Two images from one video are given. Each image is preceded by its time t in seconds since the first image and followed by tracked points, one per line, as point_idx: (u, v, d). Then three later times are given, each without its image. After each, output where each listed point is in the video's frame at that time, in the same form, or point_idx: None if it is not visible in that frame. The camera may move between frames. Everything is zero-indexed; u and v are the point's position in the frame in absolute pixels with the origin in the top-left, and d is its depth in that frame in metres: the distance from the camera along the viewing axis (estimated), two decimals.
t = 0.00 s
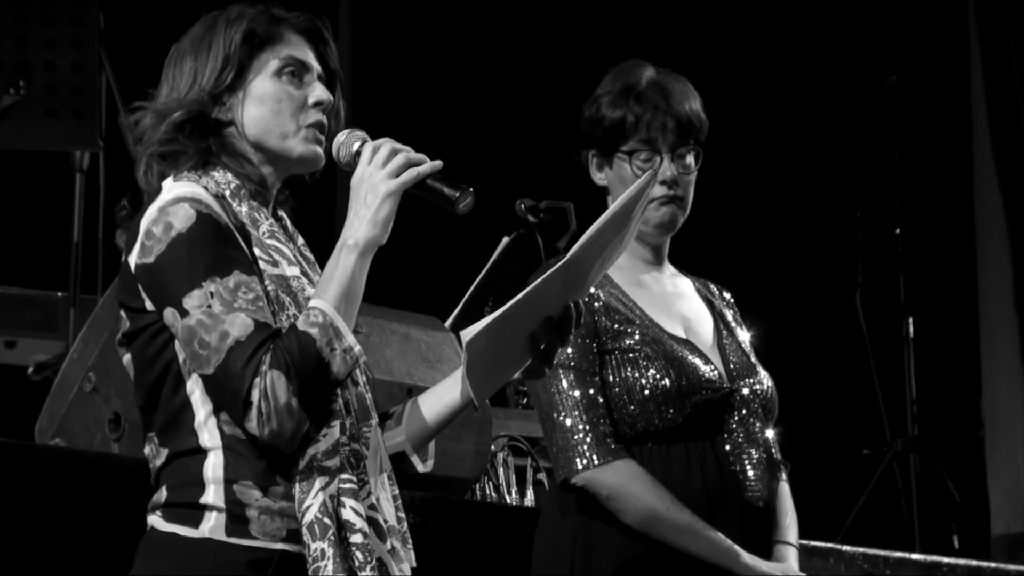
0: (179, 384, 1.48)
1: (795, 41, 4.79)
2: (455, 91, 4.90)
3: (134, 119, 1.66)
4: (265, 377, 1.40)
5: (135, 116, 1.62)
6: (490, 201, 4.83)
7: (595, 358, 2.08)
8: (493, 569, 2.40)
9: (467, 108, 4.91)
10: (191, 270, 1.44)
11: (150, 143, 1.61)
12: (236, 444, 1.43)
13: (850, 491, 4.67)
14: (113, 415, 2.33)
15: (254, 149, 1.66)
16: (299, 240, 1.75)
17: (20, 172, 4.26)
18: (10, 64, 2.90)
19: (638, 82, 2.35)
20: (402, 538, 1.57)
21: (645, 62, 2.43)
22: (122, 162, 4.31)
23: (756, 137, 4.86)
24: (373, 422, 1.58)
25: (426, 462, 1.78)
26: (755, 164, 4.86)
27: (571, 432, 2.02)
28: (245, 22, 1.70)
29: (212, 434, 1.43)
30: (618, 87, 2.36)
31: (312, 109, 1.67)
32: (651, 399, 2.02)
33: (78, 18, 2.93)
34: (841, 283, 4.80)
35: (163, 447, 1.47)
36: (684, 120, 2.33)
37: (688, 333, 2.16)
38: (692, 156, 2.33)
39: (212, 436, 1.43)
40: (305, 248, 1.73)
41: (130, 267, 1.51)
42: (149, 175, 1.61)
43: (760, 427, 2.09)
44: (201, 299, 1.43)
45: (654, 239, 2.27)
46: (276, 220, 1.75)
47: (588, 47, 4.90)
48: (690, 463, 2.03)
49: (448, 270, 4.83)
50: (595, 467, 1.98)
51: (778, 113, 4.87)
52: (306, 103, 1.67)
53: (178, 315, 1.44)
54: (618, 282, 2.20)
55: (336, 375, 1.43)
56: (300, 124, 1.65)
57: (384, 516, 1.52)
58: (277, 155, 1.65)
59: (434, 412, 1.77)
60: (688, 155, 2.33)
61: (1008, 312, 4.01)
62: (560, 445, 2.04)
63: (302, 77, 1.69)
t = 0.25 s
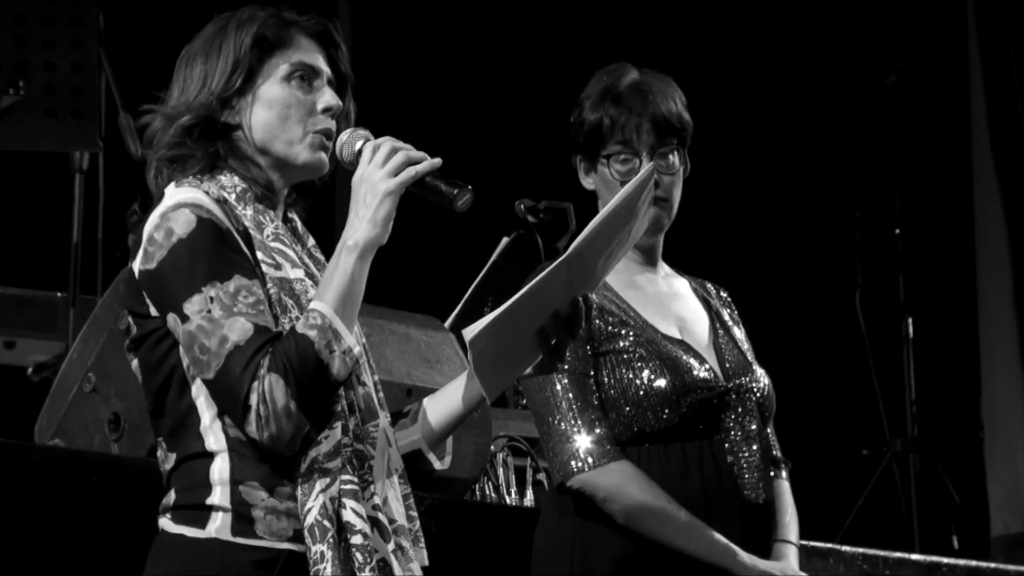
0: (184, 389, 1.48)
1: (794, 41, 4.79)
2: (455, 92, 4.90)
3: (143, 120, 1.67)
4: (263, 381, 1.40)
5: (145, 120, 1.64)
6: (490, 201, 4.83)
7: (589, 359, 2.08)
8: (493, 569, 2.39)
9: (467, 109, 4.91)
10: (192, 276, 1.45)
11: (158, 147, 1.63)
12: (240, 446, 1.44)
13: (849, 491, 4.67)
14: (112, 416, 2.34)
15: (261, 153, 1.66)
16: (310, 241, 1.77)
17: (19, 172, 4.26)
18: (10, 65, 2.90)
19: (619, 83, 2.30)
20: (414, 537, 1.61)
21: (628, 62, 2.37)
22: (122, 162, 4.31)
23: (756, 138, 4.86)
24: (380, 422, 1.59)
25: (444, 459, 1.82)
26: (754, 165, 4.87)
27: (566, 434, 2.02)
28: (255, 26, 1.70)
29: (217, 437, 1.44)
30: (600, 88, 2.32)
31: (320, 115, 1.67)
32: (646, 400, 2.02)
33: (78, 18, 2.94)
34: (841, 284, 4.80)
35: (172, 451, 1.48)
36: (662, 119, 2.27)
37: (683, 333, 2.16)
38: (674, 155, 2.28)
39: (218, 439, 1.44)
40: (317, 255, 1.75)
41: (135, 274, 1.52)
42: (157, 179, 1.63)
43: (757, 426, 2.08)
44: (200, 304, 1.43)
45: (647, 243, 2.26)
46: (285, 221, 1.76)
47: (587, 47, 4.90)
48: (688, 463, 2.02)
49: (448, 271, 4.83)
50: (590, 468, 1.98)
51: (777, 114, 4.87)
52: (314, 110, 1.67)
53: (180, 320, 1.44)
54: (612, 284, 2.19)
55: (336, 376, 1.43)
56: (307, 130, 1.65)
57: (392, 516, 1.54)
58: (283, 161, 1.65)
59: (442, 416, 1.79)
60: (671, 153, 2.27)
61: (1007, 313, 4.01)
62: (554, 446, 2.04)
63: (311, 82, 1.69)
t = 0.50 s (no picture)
0: (194, 396, 1.51)
1: (794, 41, 4.79)
2: (454, 92, 4.90)
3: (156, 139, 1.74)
4: (259, 387, 1.41)
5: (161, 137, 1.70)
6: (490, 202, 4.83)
7: (586, 361, 2.08)
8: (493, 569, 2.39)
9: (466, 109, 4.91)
10: (194, 285, 1.47)
11: (173, 163, 1.69)
12: (246, 451, 1.45)
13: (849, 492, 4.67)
14: (111, 416, 2.32)
15: (273, 161, 1.71)
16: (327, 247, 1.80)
17: (18, 173, 4.26)
18: (9, 65, 2.89)
19: (613, 85, 2.30)
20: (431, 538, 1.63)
21: (623, 64, 2.37)
22: (122, 163, 4.31)
23: (755, 138, 4.86)
24: (389, 422, 1.60)
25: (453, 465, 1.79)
26: (754, 166, 4.87)
27: (564, 434, 2.02)
28: (261, 35, 1.75)
29: (226, 443, 1.46)
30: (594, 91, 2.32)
31: (329, 117, 1.70)
32: (644, 401, 2.03)
33: (77, 18, 2.93)
34: (841, 284, 4.80)
35: (186, 458, 1.50)
36: (655, 119, 2.26)
37: (681, 334, 2.16)
38: (669, 155, 2.28)
39: (226, 444, 1.45)
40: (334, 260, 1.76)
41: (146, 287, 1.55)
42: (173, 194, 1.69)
43: (755, 426, 2.08)
44: (201, 313, 1.46)
45: (643, 243, 2.25)
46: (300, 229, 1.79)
47: (587, 47, 4.90)
48: (685, 463, 2.02)
49: (447, 271, 4.83)
50: (588, 468, 1.98)
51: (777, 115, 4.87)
52: (323, 113, 1.70)
53: (183, 329, 1.47)
54: (610, 285, 2.18)
55: (333, 379, 1.44)
56: (316, 134, 1.69)
57: (405, 514, 1.57)
58: (296, 166, 1.69)
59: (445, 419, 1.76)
60: (665, 154, 2.27)
61: (1006, 314, 4.00)
62: (552, 447, 2.04)
63: (318, 86, 1.73)
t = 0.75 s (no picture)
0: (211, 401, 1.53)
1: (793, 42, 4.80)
2: (454, 92, 4.90)
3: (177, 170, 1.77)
4: (256, 388, 1.42)
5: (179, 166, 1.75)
6: (489, 202, 4.83)
7: (586, 361, 2.08)
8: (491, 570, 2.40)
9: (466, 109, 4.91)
10: (202, 292, 1.49)
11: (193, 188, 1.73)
12: (256, 455, 1.47)
13: (848, 492, 4.67)
14: (110, 417, 2.32)
15: (288, 170, 1.73)
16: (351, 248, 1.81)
17: (17, 173, 4.25)
18: (9, 64, 2.88)
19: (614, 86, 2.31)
20: (449, 537, 1.66)
21: (623, 64, 2.38)
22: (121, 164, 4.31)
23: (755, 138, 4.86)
24: (402, 422, 1.60)
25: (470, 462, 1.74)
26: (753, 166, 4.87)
27: (562, 435, 2.02)
28: (258, 49, 1.79)
29: (236, 447, 1.47)
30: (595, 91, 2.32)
31: (334, 114, 1.73)
32: (643, 401, 2.03)
33: (76, 18, 2.94)
34: (840, 284, 4.80)
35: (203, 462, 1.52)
36: (655, 120, 2.26)
37: (680, 334, 2.16)
38: (669, 157, 2.28)
39: (236, 448, 1.47)
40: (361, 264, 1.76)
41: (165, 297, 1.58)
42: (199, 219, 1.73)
43: (754, 427, 2.08)
44: (207, 318, 1.47)
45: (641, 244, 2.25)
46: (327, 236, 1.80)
47: (586, 47, 4.90)
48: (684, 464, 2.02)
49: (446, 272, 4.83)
50: (589, 469, 1.98)
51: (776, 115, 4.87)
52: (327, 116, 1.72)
53: (193, 335, 1.49)
54: (608, 285, 2.18)
55: (331, 378, 1.43)
56: (322, 137, 1.71)
57: (414, 517, 1.58)
58: (307, 171, 1.71)
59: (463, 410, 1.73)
60: (665, 156, 2.27)
61: (1006, 314, 4.01)
62: (553, 447, 2.04)
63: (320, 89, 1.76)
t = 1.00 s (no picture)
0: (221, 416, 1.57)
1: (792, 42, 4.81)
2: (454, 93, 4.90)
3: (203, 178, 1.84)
4: (239, 411, 1.46)
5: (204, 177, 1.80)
6: (488, 202, 4.83)
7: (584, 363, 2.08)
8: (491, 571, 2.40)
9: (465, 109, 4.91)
10: (201, 314, 1.52)
11: (217, 201, 1.79)
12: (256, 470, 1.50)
13: (848, 493, 4.67)
14: (110, 417, 2.31)
15: (302, 189, 1.75)
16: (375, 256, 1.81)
17: (16, 172, 4.25)
18: (9, 64, 2.88)
19: (612, 87, 2.31)
20: (464, 539, 1.64)
21: (621, 66, 2.38)
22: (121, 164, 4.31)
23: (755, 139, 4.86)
24: (402, 426, 1.59)
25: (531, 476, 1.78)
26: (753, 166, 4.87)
27: (562, 437, 2.02)
28: (283, 66, 1.82)
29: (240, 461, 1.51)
30: (594, 93, 2.32)
31: (344, 140, 1.73)
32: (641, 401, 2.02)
33: (74, 19, 2.95)
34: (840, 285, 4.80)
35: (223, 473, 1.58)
36: (654, 122, 2.27)
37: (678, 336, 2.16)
38: (667, 158, 2.27)
39: (240, 463, 1.51)
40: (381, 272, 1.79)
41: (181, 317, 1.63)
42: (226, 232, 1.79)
43: (754, 428, 2.08)
44: (202, 341, 1.50)
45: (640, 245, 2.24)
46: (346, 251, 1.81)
47: (586, 48, 4.90)
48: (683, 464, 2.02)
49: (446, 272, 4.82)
50: (588, 469, 1.98)
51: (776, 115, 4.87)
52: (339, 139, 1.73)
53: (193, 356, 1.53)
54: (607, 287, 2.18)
55: (312, 399, 1.44)
56: (332, 159, 1.72)
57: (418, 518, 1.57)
58: (317, 192, 1.73)
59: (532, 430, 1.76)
60: (664, 156, 2.26)
61: (1005, 314, 4.00)
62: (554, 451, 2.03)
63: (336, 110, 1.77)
